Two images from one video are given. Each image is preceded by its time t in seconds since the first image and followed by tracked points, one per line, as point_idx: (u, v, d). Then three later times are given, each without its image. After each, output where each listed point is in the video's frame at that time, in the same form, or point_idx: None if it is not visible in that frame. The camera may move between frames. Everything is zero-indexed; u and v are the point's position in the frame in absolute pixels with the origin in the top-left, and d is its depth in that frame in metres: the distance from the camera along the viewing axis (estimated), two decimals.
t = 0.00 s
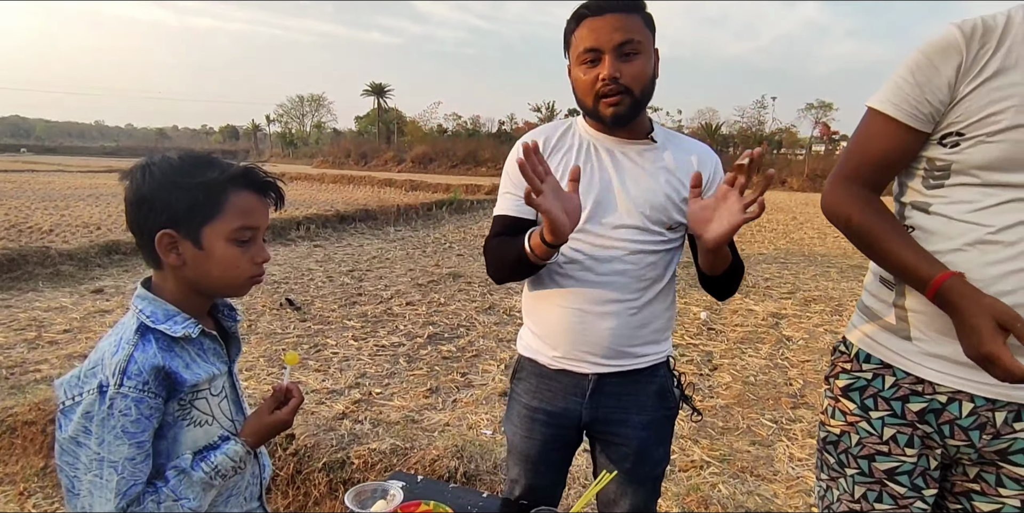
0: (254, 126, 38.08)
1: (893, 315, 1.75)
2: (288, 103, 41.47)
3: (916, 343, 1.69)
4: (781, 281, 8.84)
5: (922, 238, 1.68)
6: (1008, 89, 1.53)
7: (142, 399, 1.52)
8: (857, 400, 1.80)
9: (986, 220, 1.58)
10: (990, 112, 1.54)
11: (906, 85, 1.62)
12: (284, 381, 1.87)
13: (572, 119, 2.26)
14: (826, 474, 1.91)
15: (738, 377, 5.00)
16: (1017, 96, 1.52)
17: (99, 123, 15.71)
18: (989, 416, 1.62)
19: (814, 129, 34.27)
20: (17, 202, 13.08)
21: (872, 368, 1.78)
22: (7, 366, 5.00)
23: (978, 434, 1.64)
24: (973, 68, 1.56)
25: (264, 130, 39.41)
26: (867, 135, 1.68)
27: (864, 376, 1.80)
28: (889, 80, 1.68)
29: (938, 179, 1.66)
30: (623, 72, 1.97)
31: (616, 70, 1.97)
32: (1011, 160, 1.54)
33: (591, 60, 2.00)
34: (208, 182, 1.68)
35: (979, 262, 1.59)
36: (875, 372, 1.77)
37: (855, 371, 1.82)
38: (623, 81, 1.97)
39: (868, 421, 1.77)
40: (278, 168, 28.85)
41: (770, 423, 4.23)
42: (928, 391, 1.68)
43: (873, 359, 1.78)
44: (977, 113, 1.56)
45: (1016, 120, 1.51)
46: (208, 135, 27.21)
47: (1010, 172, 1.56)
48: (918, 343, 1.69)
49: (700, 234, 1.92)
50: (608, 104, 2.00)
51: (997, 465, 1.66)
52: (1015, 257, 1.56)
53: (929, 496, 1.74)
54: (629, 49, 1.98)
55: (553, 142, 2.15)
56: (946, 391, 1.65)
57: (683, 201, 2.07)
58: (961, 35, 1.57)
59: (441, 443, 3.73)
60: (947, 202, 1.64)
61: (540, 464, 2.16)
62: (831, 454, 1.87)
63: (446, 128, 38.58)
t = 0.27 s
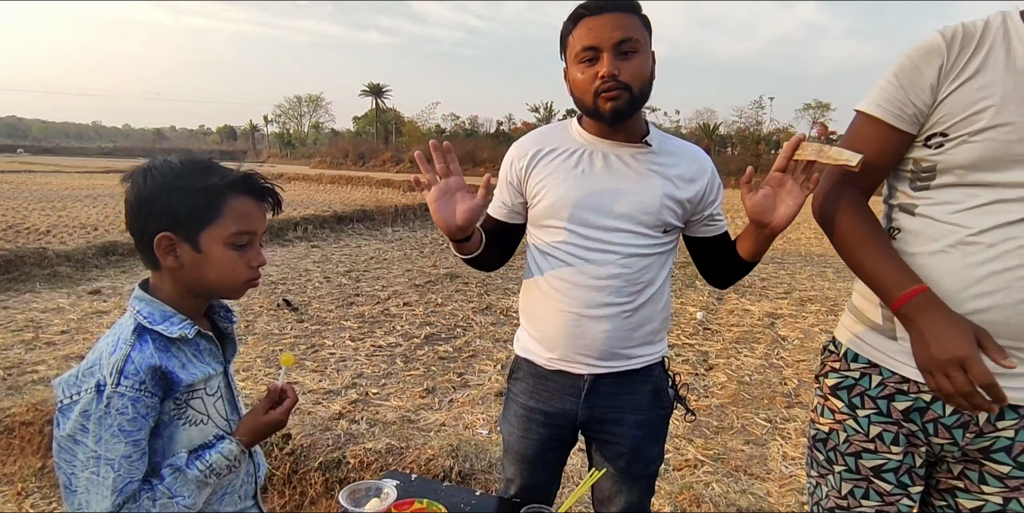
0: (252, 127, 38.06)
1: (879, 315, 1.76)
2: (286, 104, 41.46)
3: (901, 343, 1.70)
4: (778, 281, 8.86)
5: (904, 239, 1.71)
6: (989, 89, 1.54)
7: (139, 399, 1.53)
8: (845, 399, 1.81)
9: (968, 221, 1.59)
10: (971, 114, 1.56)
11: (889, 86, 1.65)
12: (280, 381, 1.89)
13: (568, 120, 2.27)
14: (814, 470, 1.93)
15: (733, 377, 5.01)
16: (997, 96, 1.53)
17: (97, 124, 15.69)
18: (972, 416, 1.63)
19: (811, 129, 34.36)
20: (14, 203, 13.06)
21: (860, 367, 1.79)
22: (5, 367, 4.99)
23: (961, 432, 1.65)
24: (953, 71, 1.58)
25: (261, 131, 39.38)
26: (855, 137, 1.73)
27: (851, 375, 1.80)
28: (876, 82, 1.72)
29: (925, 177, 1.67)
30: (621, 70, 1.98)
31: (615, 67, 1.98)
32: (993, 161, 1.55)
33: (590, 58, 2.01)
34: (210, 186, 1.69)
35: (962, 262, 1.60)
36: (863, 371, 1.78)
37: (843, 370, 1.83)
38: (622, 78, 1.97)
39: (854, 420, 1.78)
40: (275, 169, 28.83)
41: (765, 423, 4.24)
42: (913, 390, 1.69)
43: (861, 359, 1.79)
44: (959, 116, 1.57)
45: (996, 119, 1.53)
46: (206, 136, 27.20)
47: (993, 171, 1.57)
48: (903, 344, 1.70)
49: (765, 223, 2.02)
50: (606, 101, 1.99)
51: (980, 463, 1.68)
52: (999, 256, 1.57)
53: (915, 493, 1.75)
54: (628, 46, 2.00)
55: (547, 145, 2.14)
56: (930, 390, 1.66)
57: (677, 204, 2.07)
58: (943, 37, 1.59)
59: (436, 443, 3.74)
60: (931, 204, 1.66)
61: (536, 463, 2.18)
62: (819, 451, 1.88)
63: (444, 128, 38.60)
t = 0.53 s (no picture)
0: (247, 126, 37.95)
1: (870, 313, 1.82)
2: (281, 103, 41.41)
3: (891, 340, 1.77)
4: (772, 281, 8.89)
5: (895, 238, 1.78)
6: (969, 89, 1.64)
7: (128, 390, 1.54)
8: (835, 396, 1.88)
9: (953, 220, 1.67)
10: (951, 113, 1.65)
11: (873, 91, 1.77)
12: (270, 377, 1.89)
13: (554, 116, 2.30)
14: (805, 466, 1.99)
15: (726, 375, 5.03)
16: (978, 96, 1.62)
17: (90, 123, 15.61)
18: (960, 411, 1.70)
19: (806, 130, 34.43)
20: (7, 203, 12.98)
21: (850, 364, 1.85)
22: None
23: (949, 428, 1.72)
24: (934, 74, 1.68)
25: (257, 131, 39.29)
26: (842, 141, 1.84)
27: (842, 372, 1.87)
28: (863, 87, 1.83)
29: (913, 177, 1.76)
30: (600, 72, 2.00)
31: (593, 70, 2.00)
32: (975, 158, 1.64)
33: (569, 60, 2.02)
34: (201, 185, 1.69)
35: (949, 262, 1.68)
36: (853, 368, 1.85)
37: (835, 367, 1.90)
38: (599, 82, 2.00)
39: (844, 416, 1.86)
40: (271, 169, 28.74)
41: (755, 420, 4.26)
42: (902, 388, 1.76)
43: (851, 356, 1.86)
44: (939, 116, 1.67)
45: (977, 118, 1.62)
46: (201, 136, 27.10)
47: (980, 169, 1.64)
48: (895, 340, 1.77)
49: (712, 215, 1.92)
50: (584, 105, 2.02)
51: (967, 458, 1.74)
52: (986, 256, 1.64)
53: (904, 488, 1.82)
54: (607, 50, 2.01)
55: (528, 143, 2.19)
56: (919, 387, 1.73)
57: (654, 199, 2.07)
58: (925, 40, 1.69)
59: (429, 439, 3.74)
60: (920, 201, 1.74)
61: (519, 455, 2.19)
62: (810, 446, 1.96)
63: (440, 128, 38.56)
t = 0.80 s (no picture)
0: (204, 136, 37.15)
1: (814, 313, 1.94)
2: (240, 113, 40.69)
3: (829, 338, 1.89)
4: (730, 290, 9.09)
5: (835, 244, 1.89)
6: (894, 108, 1.77)
7: (86, 394, 1.51)
8: (781, 387, 1.96)
9: (877, 228, 1.80)
10: (874, 131, 1.79)
11: (818, 109, 1.92)
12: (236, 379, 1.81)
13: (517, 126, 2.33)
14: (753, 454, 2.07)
15: (685, 382, 5.12)
16: (902, 114, 1.75)
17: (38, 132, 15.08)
18: (890, 403, 1.80)
19: (762, 145, 35.39)
20: None
21: (797, 359, 1.95)
22: None
23: (881, 419, 1.82)
24: (862, 94, 1.82)
25: (215, 141, 38.49)
26: (793, 162, 2.02)
27: (788, 366, 1.96)
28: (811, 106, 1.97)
29: (848, 190, 1.89)
30: (555, 126, 2.02)
31: (549, 127, 2.02)
32: (900, 172, 1.76)
33: (525, 114, 2.03)
34: (163, 189, 1.66)
35: (878, 265, 1.80)
36: (798, 363, 1.94)
37: (782, 361, 1.98)
38: (554, 135, 2.03)
39: (789, 406, 1.94)
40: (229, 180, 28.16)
41: (713, 425, 4.33)
42: (840, 381, 1.86)
43: (798, 352, 1.95)
44: (866, 133, 1.80)
45: (898, 136, 1.75)
46: (156, 146, 26.40)
47: (903, 182, 1.77)
48: (832, 338, 1.88)
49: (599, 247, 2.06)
50: (541, 150, 2.08)
51: (898, 448, 1.83)
52: (909, 260, 1.75)
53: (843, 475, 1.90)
54: (561, 101, 2.01)
55: (489, 151, 2.23)
56: (855, 381, 1.83)
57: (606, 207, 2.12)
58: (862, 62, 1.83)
59: (391, 449, 3.71)
60: (852, 211, 1.87)
61: (477, 454, 2.20)
62: (757, 435, 2.03)
63: (403, 140, 38.39)
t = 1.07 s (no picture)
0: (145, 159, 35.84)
1: (763, 312, 2.19)
2: (183, 136, 39.49)
3: (772, 334, 2.14)
4: (681, 308, 9.30)
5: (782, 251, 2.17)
6: (823, 134, 2.05)
7: (92, 403, 1.63)
8: (732, 378, 2.21)
9: (810, 238, 2.08)
10: (810, 152, 2.07)
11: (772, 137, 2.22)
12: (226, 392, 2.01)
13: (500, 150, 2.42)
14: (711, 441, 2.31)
15: (643, 396, 5.22)
16: (829, 139, 2.04)
17: None
18: (823, 394, 2.03)
19: (708, 168, 36.44)
20: None
21: (747, 352, 2.19)
22: None
23: (816, 408, 2.05)
24: (802, 123, 2.12)
25: (156, 164, 37.17)
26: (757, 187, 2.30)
27: (739, 359, 2.21)
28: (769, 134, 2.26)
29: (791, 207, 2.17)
30: (524, 164, 2.11)
31: (517, 164, 2.11)
32: (828, 188, 2.03)
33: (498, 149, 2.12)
34: (163, 208, 1.79)
35: (812, 272, 2.06)
36: (748, 356, 2.18)
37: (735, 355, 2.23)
38: (523, 172, 2.12)
39: (739, 395, 2.18)
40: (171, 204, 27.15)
41: (671, 436, 4.43)
42: (782, 372, 2.09)
43: (748, 346, 2.20)
44: (803, 156, 2.08)
45: (826, 157, 2.03)
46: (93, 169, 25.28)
47: (830, 197, 2.04)
48: (777, 335, 2.13)
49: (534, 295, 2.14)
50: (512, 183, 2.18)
51: (832, 435, 2.06)
52: (837, 266, 2.00)
53: (785, 458, 2.15)
54: (531, 143, 2.08)
55: (482, 173, 2.30)
56: (795, 373, 2.07)
57: (591, 233, 2.26)
58: (804, 99, 2.14)
59: (357, 470, 3.66)
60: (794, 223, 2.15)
61: (466, 460, 2.23)
62: (713, 421, 2.28)
63: (353, 163, 37.93)
